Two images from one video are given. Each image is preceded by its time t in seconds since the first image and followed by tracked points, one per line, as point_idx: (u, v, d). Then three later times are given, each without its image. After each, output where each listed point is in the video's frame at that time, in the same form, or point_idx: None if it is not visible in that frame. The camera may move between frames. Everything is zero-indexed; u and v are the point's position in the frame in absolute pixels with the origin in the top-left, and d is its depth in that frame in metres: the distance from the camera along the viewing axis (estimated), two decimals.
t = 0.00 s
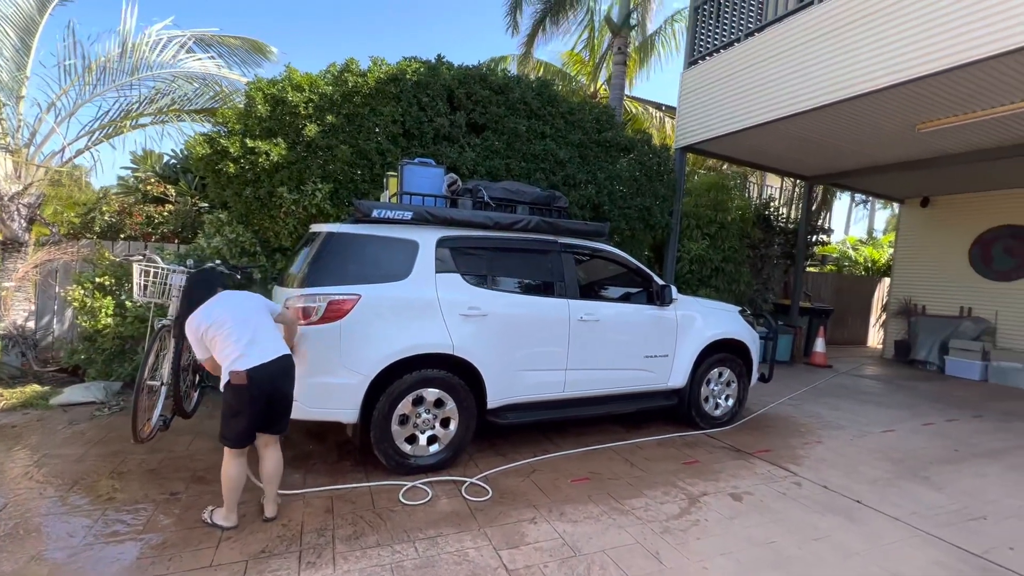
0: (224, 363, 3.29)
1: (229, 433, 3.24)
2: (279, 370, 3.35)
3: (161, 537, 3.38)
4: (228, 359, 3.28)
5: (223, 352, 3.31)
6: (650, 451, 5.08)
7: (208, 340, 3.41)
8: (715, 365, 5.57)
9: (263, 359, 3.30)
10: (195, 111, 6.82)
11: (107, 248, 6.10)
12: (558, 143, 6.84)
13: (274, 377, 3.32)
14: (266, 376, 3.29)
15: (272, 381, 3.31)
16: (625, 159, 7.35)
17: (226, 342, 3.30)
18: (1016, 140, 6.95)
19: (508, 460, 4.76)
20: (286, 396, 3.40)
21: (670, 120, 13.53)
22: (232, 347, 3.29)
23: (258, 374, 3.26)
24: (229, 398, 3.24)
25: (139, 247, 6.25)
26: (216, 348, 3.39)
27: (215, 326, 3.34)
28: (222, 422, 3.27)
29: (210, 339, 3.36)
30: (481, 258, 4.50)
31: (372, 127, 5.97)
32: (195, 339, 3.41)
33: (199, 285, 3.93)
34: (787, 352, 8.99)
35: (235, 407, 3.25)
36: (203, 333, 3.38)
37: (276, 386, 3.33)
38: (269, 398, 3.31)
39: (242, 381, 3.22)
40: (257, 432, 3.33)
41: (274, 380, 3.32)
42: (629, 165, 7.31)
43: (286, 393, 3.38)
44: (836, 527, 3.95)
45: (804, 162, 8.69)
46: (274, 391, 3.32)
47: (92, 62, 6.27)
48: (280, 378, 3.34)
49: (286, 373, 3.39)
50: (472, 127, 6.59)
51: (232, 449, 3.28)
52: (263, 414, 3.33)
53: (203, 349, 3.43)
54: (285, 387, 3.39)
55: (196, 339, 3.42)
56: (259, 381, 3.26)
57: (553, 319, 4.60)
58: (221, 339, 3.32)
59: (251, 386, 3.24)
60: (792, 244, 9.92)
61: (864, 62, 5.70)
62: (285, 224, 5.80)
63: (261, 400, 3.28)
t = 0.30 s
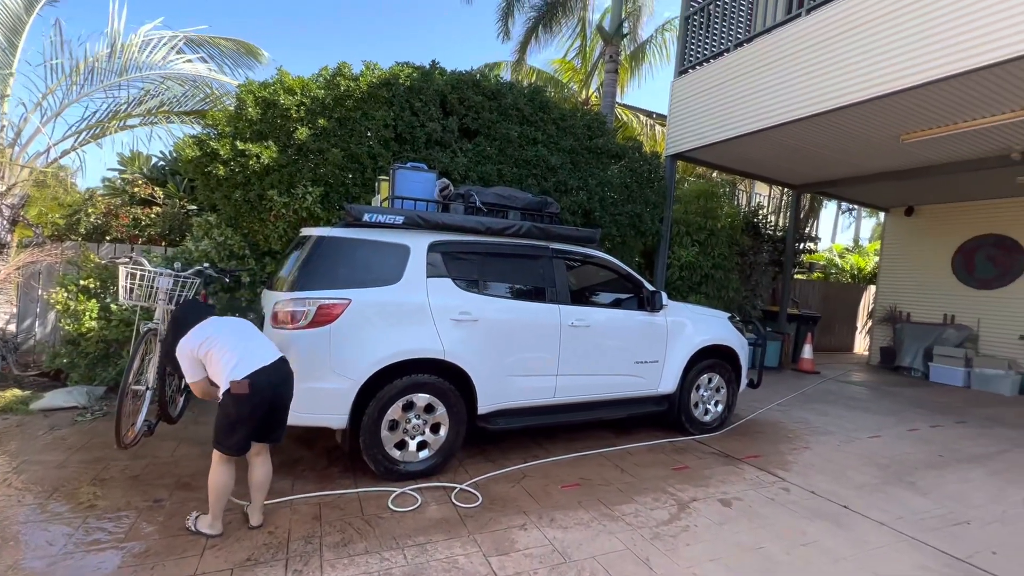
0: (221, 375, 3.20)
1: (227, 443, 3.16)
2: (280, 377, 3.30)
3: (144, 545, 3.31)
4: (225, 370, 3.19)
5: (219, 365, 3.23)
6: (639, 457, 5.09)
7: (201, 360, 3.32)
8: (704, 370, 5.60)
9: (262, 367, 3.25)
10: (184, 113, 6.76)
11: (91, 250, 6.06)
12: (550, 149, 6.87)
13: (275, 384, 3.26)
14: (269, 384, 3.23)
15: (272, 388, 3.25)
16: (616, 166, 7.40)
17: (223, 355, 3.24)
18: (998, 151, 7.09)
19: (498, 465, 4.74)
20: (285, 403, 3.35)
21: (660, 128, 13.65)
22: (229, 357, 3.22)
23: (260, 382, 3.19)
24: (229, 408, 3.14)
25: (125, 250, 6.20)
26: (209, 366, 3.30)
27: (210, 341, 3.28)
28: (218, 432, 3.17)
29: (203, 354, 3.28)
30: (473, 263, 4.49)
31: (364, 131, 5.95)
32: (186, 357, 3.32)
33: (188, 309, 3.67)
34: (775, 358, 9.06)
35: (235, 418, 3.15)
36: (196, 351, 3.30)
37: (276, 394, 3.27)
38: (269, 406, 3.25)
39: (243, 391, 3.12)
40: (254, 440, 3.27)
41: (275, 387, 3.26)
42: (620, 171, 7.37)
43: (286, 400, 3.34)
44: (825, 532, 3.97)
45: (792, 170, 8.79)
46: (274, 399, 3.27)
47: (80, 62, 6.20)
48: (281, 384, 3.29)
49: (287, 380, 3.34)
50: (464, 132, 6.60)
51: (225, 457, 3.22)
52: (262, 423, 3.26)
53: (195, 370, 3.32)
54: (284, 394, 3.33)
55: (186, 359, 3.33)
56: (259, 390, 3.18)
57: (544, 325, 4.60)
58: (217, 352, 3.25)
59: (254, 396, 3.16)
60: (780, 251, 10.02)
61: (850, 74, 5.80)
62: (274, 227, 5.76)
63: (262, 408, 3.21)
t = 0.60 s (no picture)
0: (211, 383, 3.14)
1: (222, 447, 3.12)
2: (275, 381, 3.29)
3: (128, 554, 3.25)
4: (215, 379, 3.13)
5: (209, 373, 3.16)
6: (630, 463, 5.09)
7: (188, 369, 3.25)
8: (695, 377, 5.62)
9: (254, 372, 3.21)
10: (175, 117, 6.76)
11: (78, 253, 6.00)
12: (543, 156, 6.88)
13: (270, 387, 3.25)
14: (264, 387, 3.21)
15: (269, 391, 3.24)
16: (608, 173, 7.43)
17: (212, 363, 3.17)
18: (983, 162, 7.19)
19: (489, 472, 4.72)
20: (280, 407, 3.33)
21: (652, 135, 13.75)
22: (219, 365, 3.16)
23: (256, 387, 3.17)
24: (225, 413, 3.09)
25: (113, 253, 6.20)
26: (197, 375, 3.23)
27: (197, 350, 3.21)
28: (213, 438, 3.11)
29: (191, 363, 3.21)
30: (465, 269, 4.48)
31: (357, 136, 5.93)
32: (172, 366, 3.23)
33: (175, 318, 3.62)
34: (765, 365, 9.12)
35: (233, 422, 3.11)
36: (182, 360, 3.22)
37: (272, 398, 3.25)
38: (266, 409, 3.23)
39: (242, 395, 3.10)
40: (249, 444, 3.23)
41: (271, 391, 3.25)
42: (612, 178, 7.40)
43: (281, 404, 3.32)
44: (814, 539, 3.98)
45: (782, 179, 8.87)
46: (270, 403, 3.25)
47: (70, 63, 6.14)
48: (276, 388, 3.28)
49: (281, 383, 3.33)
50: (457, 138, 6.60)
51: (218, 462, 3.17)
52: (259, 426, 3.24)
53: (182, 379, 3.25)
54: (279, 398, 3.32)
55: (172, 367, 3.25)
56: (256, 393, 3.17)
57: (536, 331, 4.59)
58: (206, 360, 3.19)
59: (251, 400, 3.14)
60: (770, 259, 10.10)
61: (838, 84, 5.87)
62: (265, 231, 5.72)
63: (260, 411, 3.19)
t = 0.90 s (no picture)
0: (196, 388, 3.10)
1: (205, 454, 3.08)
2: (260, 388, 3.26)
3: (109, 565, 3.20)
4: (201, 384, 3.09)
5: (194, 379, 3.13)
6: (621, 470, 5.09)
7: (170, 378, 3.20)
8: (685, 384, 5.63)
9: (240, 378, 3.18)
10: (166, 121, 6.70)
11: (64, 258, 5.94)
12: (535, 164, 6.91)
13: (255, 394, 3.21)
14: (250, 394, 3.18)
15: (255, 398, 3.20)
16: (599, 181, 7.47)
17: (196, 369, 3.14)
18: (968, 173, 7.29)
19: (479, 480, 4.70)
20: (264, 413, 3.30)
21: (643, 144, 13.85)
22: (204, 370, 3.13)
23: (241, 394, 3.13)
24: (209, 420, 3.05)
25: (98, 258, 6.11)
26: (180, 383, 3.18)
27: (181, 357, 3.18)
28: (196, 445, 3.06)
29: (174, 371, 3.17)
30: (455, 276, 4.47)
31: (349, 142, 5.93)
32: (154, 376, 3.17)
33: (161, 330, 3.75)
34: (755, 372, 9.16)
35: (217, 429, 3.07)
36: (165, 369, 3.18)
37: (257, 404, 3.22)
38: (250, 416, 3.19)
39: (227, 402, 3.06)
40: (232, 451, 3.20)
41: (256, 398, 3.21)
42: (603, 186, 7.43)
43: (266, 410, 3.29)
44: (803, 546, 3.99)
45: (771, 188, 8.95)
46: (255, 411, 3.21)
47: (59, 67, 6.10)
48: (262, 395, 3.24)
49: (267, 390, 3.30)
50: (449, 145, 6.61)
51: (201, 468, 3.13)
52: (243, 433, 3.21)
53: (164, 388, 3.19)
54: (264, 404, 3.28)
55: (153, 377, 3.18)
56: (241, 400, 3.13)
57: (527, 338, 4.59)
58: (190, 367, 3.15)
59: (236, 407, 3.10)
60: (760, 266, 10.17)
61: (825, 96, 5.94)
62: (255, 237, 5.69)
63: (245, 419, 3.16)
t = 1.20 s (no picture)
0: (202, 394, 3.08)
1: (205, 460, 3.05)
2: (263, 395, 3.25)
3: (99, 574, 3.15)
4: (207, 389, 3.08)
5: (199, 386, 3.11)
6: (614, 477, 5.09)
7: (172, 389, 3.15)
8: (678, 391, 5.66)
9: (245, 386, 3.19)
10: (160, 126, 6.67)
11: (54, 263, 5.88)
12: (529, 171, 6.94)
13: (258, 401, 3.20)
14: (252, 400, 3.17)
15: (257, 405, 3.19)
16: (593, 189, 7.52)
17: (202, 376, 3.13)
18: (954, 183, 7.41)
19: (473, 487, 4.68)
20: (265, 421, 3.28)
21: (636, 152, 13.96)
22: (211, 377, 3.13)
23: (245, 400, 3.12)
24: (212, 425, 3.02)
25: (88, 263, 6.07)
26: (182, 393, 3.14)
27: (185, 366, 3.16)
28: (196, 451, 3.02)
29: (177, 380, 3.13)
30: (450, 282, 4.48)
31: (344, 149, 5.93)
32: (155, 385, 3.10)
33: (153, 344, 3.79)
34: (747, 379, 9.21)
35: (219, 435, 3.03)
36: (168, 378, 3.13)
37: (259, 412, 3.20)
38: (252, 423, 3.17)
39: (231, 407, 3.05)
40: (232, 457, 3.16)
41: (258, 405, 3.20)
42: (596, 194, 7.48)
43: (267, 418, 3.27)
44: (796, 552, 4.01)
45: (762, 197, 9.05)
46: (258, 418, 3.19)
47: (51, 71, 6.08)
48: (264, 402, 3.23)
49: (268, 397, 3.29)
50: (444, 152, 6.63)
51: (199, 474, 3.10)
52: (244, 441, 3.17)
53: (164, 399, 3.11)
54: (264, 411, 3.26)
55: (153, 388, 3.11)
56: (245, 406, 3.11)
57: (521, 344, 4.59)
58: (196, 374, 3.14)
59: (239, 413, 3.08)
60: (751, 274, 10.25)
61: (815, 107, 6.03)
62: (248, 243, 5.66)
63: (247, 426, 3.13)
